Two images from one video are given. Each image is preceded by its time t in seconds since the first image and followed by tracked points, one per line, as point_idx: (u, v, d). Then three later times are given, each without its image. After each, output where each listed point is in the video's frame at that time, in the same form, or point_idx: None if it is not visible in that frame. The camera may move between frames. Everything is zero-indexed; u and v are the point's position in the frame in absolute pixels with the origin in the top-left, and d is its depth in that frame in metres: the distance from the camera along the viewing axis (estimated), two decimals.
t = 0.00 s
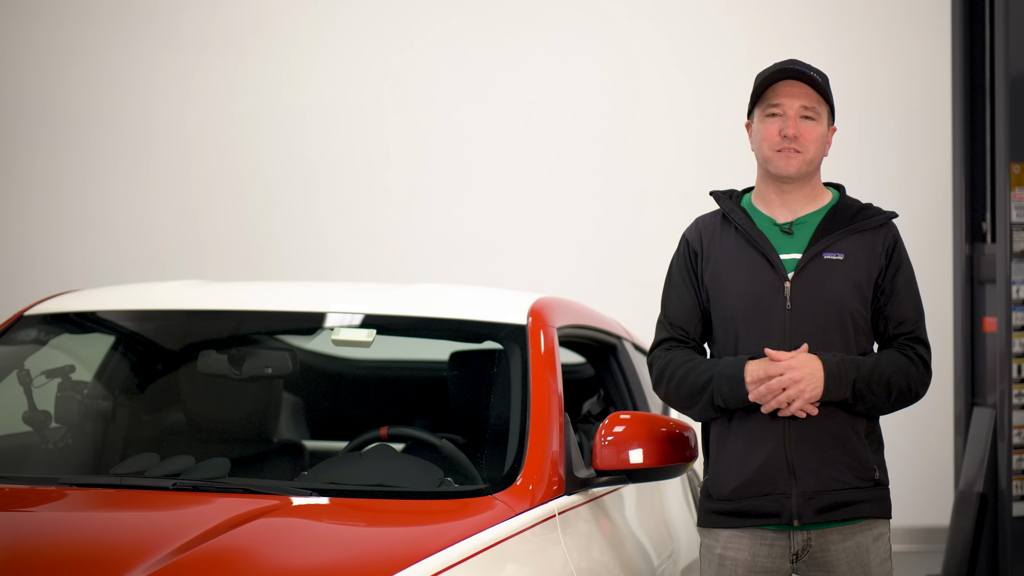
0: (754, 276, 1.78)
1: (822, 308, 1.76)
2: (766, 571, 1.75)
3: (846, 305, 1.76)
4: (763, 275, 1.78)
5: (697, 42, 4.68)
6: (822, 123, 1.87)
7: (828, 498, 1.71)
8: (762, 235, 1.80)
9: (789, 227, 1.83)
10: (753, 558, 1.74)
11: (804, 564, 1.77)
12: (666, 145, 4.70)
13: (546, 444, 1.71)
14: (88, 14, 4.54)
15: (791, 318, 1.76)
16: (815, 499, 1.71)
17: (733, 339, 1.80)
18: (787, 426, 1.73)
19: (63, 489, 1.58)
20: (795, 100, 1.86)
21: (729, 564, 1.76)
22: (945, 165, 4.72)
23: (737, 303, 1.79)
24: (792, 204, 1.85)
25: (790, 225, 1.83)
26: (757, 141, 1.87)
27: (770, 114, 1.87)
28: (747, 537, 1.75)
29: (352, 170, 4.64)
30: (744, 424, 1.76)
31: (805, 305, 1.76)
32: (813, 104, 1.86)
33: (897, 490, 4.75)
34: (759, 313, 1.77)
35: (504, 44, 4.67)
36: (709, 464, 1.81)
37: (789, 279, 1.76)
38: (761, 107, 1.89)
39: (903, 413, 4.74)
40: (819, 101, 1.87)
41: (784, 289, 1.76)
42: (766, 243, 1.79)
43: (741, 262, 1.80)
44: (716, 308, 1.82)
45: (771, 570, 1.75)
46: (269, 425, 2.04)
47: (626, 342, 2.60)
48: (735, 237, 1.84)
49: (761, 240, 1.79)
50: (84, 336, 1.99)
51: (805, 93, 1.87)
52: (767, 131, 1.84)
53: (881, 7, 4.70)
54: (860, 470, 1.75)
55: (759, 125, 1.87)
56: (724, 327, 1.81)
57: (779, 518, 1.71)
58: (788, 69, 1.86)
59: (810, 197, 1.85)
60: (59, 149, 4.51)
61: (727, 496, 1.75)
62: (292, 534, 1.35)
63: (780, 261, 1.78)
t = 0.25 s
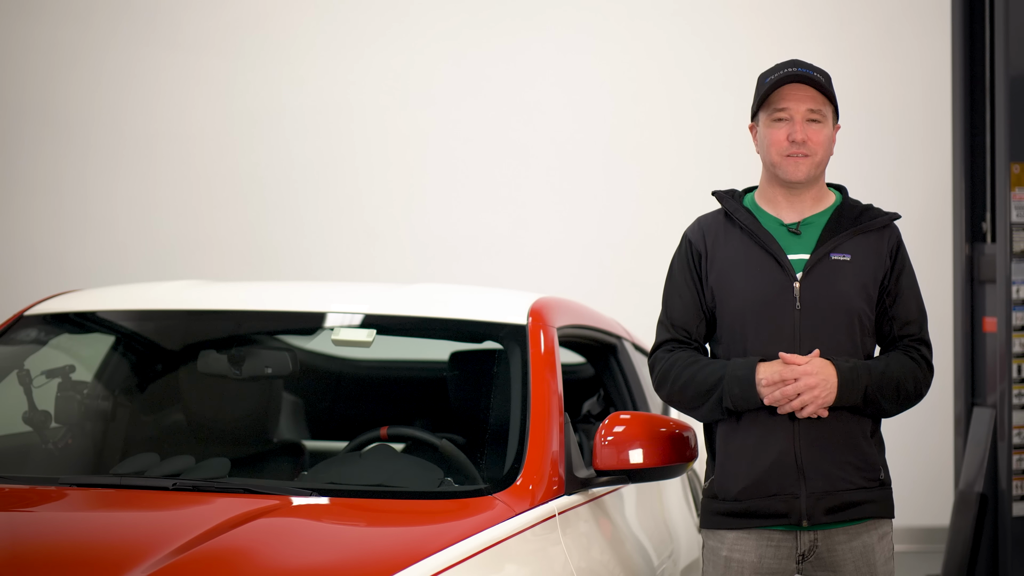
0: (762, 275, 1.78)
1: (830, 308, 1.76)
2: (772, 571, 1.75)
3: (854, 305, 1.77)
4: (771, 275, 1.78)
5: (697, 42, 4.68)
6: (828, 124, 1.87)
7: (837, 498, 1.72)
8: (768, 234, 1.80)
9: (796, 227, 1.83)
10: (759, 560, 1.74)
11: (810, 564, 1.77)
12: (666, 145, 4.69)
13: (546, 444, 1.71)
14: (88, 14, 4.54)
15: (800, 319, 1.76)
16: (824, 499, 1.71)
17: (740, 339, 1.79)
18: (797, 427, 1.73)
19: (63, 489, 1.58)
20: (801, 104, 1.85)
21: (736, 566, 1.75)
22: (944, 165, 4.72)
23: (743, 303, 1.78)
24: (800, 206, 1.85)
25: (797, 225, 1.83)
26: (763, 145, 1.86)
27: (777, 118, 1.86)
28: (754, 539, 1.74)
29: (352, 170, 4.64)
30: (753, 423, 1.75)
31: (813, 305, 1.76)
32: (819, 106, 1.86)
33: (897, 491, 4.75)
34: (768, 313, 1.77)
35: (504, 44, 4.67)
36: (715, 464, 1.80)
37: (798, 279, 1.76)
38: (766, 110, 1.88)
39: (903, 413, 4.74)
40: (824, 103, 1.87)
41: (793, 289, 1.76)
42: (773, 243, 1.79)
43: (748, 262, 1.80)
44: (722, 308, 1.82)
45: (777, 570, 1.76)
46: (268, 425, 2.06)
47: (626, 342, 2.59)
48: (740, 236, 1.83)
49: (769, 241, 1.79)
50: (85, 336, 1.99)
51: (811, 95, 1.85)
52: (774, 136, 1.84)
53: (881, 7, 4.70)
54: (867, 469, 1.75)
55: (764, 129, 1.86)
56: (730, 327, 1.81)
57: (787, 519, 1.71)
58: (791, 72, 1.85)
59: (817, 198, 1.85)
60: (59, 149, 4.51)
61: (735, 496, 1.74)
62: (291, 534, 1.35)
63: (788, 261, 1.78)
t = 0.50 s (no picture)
0: (763, 277, 1.78)
1: (832, 309, 1.76)
2: (774, 571, 1.75)
3: (855, 306, 1.77)
4: (772, 276, 1.78)
5: (697, 42, 4.68)
6: (829, 126, 1.86)
7: (839, 500, 1.72)
8: (768, 235, 1.80)
9: (797, 229, 1.83)
10: (761, 560, 1.74)
11: (812, 564, 1.77)
12: (666, 145, 4.69)
13: (546, 444, 1.71)
14: (88, 14, 4.54)
15: (801, 321, 1.76)
16: (826, 500, 1.71)
17: (741, 340, 1.79)
18: (799, 428, 1.73)
19: (63, 489, 1.58)
20: (802, 106, 1.84)
21: (738, 566, 1.75)
22: (944, 165, 4.72)
23: (744, 303, 1.78)
24: (801, 208, 1.85)
25: (798, 226, 1.83)
26: (764, 148, 1.86)
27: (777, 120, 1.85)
28: (756, 539, 1.74)
29: (352, 170, 4.64)
30: (756, 425, 1.75)
31: (815, 307, 1.76)
32: (820, 108, 1.85)
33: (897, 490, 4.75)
34: (769, 315, 1.77)
35: (504, 44, 4.67)
36: (716, 466, 1.80)
37: (799, 280, 1.76)
38: (767, 113, 1.87)
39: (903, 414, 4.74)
40: (825, 104, 1.86)
41: (794, 291, 1.76)
42: (774, 244, 1.79)
43: (749, 262, 1.80)
44: (722, 308, 1.82)
45: (779, 570, 1.76)
46: (269, 425, 2.06)
47: (626, 342, 2.59)
48: (740, 236, 1.83)
49: (770, 241, 1.79)
50: (85, 336, 1.99)
51: (812, 97, 1.85)
52: (775, 139, 1.83)
53: (881, 7, 4.70)
54: (869, 470, 1.75)
55: (765, 132, 1.86)
56: (730, 328, 1.81)
57: (790, 520, 1.71)
58: (792, 74, 1.84)
59: (818, 200, 1.85)
60: (59, 149, 4.51)
61: (737, 497, 1.74)
62: (291, 534, 1.35)
63: (789, 262, 1.78)
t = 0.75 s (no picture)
0: (761, 277, 1.78)
1: (830, 309, 1.76)
2: (775, 572, 1.75)
3: (854, 306, 1.77)
4: (771, 276, 1.78)
5: (697, 42, 4.68)
6: (824, 125, 1.86)
7: (839, 500, 1.72)
8: (767, 235, 1.80)
9: (795, 228, 1.83)
10: (761, 560, 1.75)
11: (813, 564, 1.77)
12: (666, 145, 4.70)
13: (546, 444, 1.71)
14: (89, 14, 4.54)
15: (800, 321, 1.76)
16: (826, 500, 1.71)
17: (740, 341, 1.79)
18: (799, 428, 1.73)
19: (63, 489, 1.58)
20: (797, 106, 1.84)
21: (738, 566, 1.76)
22: (945, 165, 4.72)
23: (741, 304, 1.78)
24: (800, 207, 1.85)
25: (796, 226, 1.83)
26: (761, 149, 1.86)
27: (773, 121, 1.85)
28: (757, 539, 1.74)
29: (352, 170, 4.64)
30: (755, 425, 1.75)
31: (813, 307, 1.76)
32: (814, 107, 1.85)
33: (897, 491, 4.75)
34: (768, 315, 1.77)
35: (504, 44, 4.67)
36: (716, 466, 1.80)
37: (798, 280, 1.76)
38: (762, 113, 1.87)
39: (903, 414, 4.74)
40: (820, 104, 1.86)
41: (793, 291, 1.76)
42: (772, 244, 1.79)
43: (747, 263, 1.80)
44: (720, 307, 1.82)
45: (780, 570, 1.76)
46: (268, 426, 2.06)
47: (626, 342, 2.59)
48: (738, 236, 1.84)
49: (768, 241, 1.79)
50: (85, 336, 1.99)
51: (807, 97, 1.85)
52: (771, 139, 1.83)
53: (881, 8, 4.70)
54: (868, 470, 1.75)
55: (761, 132, 1.86)
56: (729, 328, 1.80)
57: (790, 520, 1.71)
58: (787, 74, 1.84)
59: (815, 199, 1.85)
60: (59, 149, 4.51)
61: (737, 498, 1.74)
62: (291, 534, 1.35)
63: (788, 262, 1.78)
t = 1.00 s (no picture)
0: (759, 274, 1.78)
1: (829, 306, 1.76)
2: (773, 571, 1.75)
3: (854, 303, 1.77)
4: (768, 274, 1.78)
5: (697, 43, 4.68)
6: (815, 121, 1.85)
7: (838, 497, 1.72)
8: (765, 232, 1.80)
9: (794, 225, 1.83)
10: (760, 560, 1.75)
11: (811, 564, 1.77)
12: (666, 145, 4.69)
13: (546, 443, 1.71)
14: (89, 14, 4.54)
15: (799, 318, 1.75)
16: (825, 498, 1.71)
17: (738, 338, 1.79)
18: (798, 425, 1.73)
19: (63, 490, 1.58)
20: (784, 104, 1.84)
21: (737, 566, 1.76)
22: (945, 165, 4.72)
23: (738, 301, 1.79)
24: (796, 206, 1.85)
25: (795, 223, 1.83)
26: (753, 151, 1.87)
27: (761, 122, 1.86)
28: (755, 539, 1.74)
29: (352, 170, 4.64)
30: (753, 422, 1.75)
31: (812, 304, 1.76)
32: (803, 104, 1.85)
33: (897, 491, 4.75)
34: (766, 312, 1.77)
35: (504, 44, 4.67)
36: (715, 465, 1.80)
37: (797, 277, 1.76)
38: (752, 115, 1.88)
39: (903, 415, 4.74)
40: (808, 100, 1.86)
41: (792, 288, 1.76)
42: (770, 241, 1.79)
43: (744, 260, 1.80)
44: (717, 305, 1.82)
45: (778, 570, 1.76)
46: (269, 424, 2.04)
47: (626, 342, 2.59)
48: (736, 234, 1.84)
49: (765, 238, 1.80)
50: (85, 336, 1.99)
51: (794, 95, 1.85)
52: (761, 141, 1.84)
53: (881, 8, 4.70)
54: (867, 468, 1.75)
55: (751, 135, 1.87)
56: (725, 326, 1.81)
57: (789, 518, 1.71)
58: (771, 74, 1.85)
59: (811, 196, 1.85)
60: (59, 149, 4.51)
61: (736, 496, 1.74)
62: (292, 534, 1.35)
63: (787, 259, 1.78)
